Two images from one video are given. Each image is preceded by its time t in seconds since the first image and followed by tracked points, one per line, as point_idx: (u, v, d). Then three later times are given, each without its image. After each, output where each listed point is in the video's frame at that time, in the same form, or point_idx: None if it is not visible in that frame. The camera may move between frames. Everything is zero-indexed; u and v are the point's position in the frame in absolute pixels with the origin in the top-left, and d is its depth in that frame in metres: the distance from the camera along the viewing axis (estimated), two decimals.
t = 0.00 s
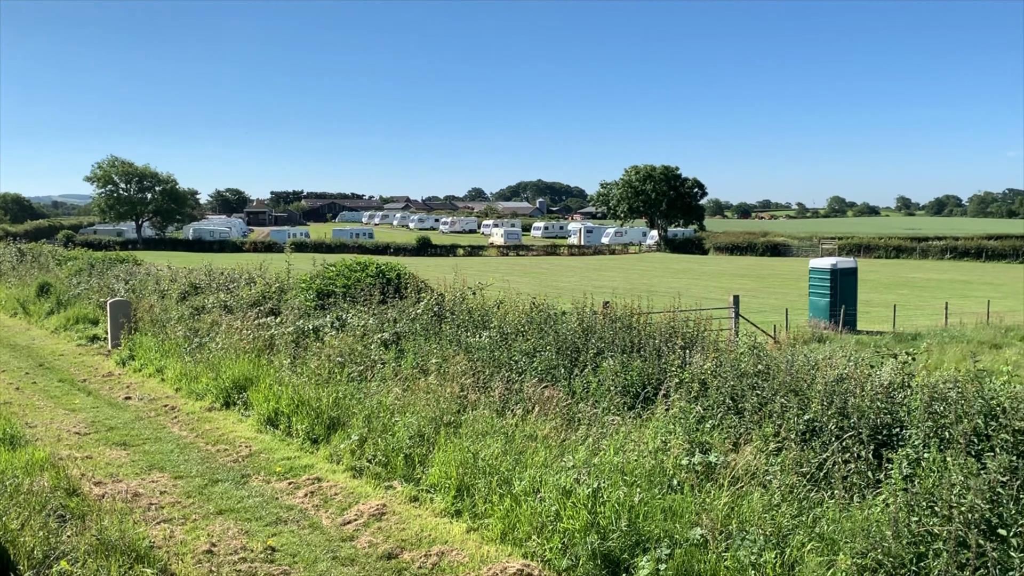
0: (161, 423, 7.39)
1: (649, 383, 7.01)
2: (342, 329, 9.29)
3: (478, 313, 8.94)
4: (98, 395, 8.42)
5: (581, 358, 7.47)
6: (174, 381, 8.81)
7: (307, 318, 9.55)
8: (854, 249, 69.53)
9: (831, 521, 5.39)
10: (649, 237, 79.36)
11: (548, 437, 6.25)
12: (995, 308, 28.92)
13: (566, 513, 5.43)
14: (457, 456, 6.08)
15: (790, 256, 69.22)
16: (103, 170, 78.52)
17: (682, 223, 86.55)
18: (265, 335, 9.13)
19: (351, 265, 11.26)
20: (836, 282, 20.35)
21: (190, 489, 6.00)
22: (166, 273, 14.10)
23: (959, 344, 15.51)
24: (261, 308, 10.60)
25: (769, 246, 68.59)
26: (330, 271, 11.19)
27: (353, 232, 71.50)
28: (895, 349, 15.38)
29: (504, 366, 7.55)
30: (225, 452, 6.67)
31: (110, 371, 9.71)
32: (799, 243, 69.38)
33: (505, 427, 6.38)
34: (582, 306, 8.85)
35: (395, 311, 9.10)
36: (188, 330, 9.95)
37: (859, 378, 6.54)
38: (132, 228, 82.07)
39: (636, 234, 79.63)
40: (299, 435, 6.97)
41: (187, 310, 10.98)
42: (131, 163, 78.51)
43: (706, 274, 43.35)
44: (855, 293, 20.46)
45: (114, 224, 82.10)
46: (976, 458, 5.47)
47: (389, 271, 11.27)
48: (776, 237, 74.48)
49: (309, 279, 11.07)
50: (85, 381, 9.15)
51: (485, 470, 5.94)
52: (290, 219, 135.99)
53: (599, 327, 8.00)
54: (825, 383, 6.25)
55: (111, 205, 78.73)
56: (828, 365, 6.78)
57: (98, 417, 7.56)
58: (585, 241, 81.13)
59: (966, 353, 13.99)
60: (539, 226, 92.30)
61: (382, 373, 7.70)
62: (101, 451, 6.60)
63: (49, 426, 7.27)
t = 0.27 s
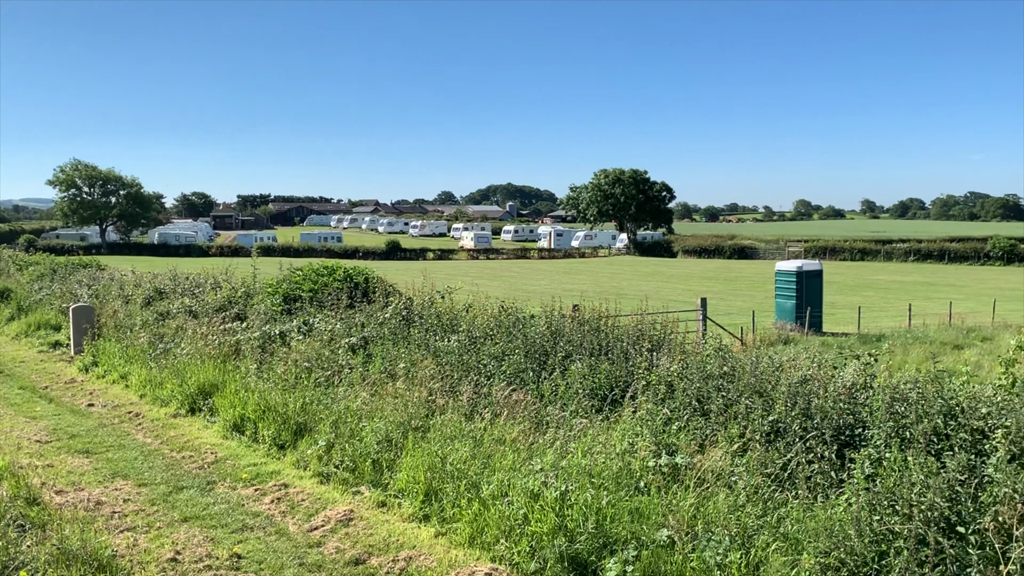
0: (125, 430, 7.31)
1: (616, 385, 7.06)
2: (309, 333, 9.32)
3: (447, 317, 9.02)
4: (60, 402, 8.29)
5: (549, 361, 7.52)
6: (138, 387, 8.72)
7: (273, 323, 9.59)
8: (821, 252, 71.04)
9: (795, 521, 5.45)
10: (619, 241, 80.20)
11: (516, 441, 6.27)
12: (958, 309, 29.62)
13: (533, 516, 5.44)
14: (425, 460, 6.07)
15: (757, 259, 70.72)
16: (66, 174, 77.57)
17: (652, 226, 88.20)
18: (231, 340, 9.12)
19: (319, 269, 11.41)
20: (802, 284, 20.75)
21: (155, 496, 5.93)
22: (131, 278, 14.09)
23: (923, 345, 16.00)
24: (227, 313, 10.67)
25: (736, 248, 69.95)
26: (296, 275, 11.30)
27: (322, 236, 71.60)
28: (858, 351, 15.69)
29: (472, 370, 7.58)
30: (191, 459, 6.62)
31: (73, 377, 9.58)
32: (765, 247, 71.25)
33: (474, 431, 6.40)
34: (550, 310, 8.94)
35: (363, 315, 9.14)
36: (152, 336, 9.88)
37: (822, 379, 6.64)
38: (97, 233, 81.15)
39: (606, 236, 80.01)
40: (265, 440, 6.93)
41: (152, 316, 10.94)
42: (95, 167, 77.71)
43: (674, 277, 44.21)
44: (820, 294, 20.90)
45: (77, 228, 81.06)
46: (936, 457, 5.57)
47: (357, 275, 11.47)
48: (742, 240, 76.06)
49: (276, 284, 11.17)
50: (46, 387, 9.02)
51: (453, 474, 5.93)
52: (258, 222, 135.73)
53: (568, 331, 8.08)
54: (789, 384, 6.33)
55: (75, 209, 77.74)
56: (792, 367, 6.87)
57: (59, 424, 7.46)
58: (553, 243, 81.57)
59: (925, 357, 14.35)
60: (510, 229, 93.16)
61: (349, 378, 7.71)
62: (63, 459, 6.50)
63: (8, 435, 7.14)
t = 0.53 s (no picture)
0: (82, 438, 7.20)
1: (580, 389, 7.13)
2: (270, 338, 9.43)
3: (411, 322, 9.10)
4: (15, 410, 8.14)
5: (513, 365, 7.57)
6: (96, 393, 8.62)
7: (234, 328, 9.65)
8: (783, 255, 73.08)
9: (755, 521, 5.52)
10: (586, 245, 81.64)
11: (480, 445, 6.29)
12: (916, 310, 30.52)
13: (496, 520, 5.45)
14: (389, 465, 6.06)
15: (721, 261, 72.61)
16: (23, 177, 76.50)
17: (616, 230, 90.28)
18: (192, 345, 9.15)
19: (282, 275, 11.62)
20: (763, 287, 21.19)
21: (112, 505, 5.85)
22: (88, 283, 14.03)
23: (880, 345, 16.58)
24: (187, 319, 10.67)
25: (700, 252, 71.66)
26: (258, 280, 11.49)
27: (284, 239, 71.34)
28: (817, 353, 16.05)
29: (436, 374, 7.62)
30: (150, 466, 6.53)
31: (28, 385, 9.44)
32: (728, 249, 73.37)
33: (437, 435, 6.41)
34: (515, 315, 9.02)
35: (326, 321, 9.29)
36: (111, 342, 9.81)
37: (781, 381, 6.75)
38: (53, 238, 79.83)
39: (571, 241, 82.08)
40: (226, 447, 6.87)
41: (110, 321, 10.89)
42: (51, 170, 76.60)
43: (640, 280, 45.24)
44: (780, 297, 21.41)
45: (33, 233, 79.74)
46: (892, 456, 5.67)
47: (319, 280, 11.75)
48: (706, 242, 78.00)
49: (237, 288, 11.32)
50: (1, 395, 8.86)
51: (416, 479, 5.93)
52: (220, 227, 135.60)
53: (533, 335, 8.16)
54: (749, 385, 6.40)
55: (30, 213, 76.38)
56: (752, 368, 6.97)
57: (13, 433, 7.32)
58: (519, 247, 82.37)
59: (879, 359, 14.74)
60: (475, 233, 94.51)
61: (311, 384, 7.72)
62: (17, 468, 6.39)
63: None
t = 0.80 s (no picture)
0: (33, 446, 7.06)
1: (540, 392, 7.16)
2: (228, 343, 9.41)
3: (370, 326, 9.13)
4: None
5: (474, 368, 7.57)
6: (48, 401, 8.50)
7: (191, 333, 9.61)
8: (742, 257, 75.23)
9: (713, 520, 5.58)
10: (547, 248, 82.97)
11: (439, 449, 6.30)
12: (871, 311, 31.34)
13: (456, 524, 5.44)
14: (348, 470, 6.04)
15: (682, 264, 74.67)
16: None
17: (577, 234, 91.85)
18: (147, 351, 9.10)
19: (241, 279, 11.84)
20: (723, 289, 21.53)
21: (65, 514, 5.74)
22: (41, 288, 13.93)
23: (835, 346, 16.82)
24: (142, 324, 10.65)
25: (660, 255, 73.87)
26: (214, 284, 11.59)
27: (244, 243, 70.99)
28: (772, 354, 16.43)
29: (396, 378, 7.63)
30: (104, 475, 6.43)
31: None
32: (688, 252, 75.40)
33: (397, 440, 6.40)
34: (477, 318, 9.04)
35: (284, 325, 9.32)
36: (64, 348, 9.74)
37: (739, 382, 6.83)
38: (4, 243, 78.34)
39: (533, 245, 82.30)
40: (183, 454, 6.79)
41: (63, 327, 10.84)
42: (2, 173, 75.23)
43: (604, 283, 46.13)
44: (739, 299, 21.85)
45: None
46: (846, 455, 5.77)
47: (278, 284, 12.04)
48: (667, 245, 79.91)
49: (193, 293, 11.38)
50: None
51: (376, 485, 5.91)
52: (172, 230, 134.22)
53: (495, 339, 8.19)
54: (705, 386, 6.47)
55: None
56: (710, 369, 7.05)
57: None
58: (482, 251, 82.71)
59: (833, 361, 15.06)
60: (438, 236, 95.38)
61: (269, 389, 7.70)
62: None
63: None
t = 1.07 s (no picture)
0: None
1: (499, 395, 7.20)
2: (182, 347, 9.37)
3: (328, 330, 9.18)
4: None
5: (433, 372, 7.59)
6: None
7: (144, 338, 9.57)
8: (698, 259, 77.79)
9: (669, 520, 5.64)
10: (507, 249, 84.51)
11: (397, 453, 6.31)
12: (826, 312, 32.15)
13: (413, 528, 5.43)
14: (305, 476, 6.01)
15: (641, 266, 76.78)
16: None
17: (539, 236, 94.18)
18: (99, 357, 9.04)
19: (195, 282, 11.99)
20: (681, 291, 21.87)
21: (13, 523, 5.62)
22: None
23: (791, 347, 17.12)
24: (95, 328, 10.65)
25: (620, 256, 76.51)
26: (169, 287, 11.72)
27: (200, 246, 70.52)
28: (728, 353, 16.84)
29: (354, 383, 7.64)
30: (54, 483, 6.31)
31: None
32: (647, 254, 77.59)
33: (355, 444, 6.40)
34: (437, 321, 9.06)
35: (239, 330, 9.35)
36: (15, 354, 9.72)
37: (694, 382, 6.91)
38: None
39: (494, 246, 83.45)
40: (136, 461, 6.70)
41: (13, 332, 10.80)
42: None
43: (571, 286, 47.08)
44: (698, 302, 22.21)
45: None
46: (798, 454, 5.87)
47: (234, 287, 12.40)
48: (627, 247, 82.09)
49: (147, 296, 11.48)
50: None
51: (333, 490, 5.89)
52: (128, 233, 132.93)
53: (454, 342, 8.23)
54: (661, 387, 6.56)
55: None
56: (666, 370, 7.14)
57: None
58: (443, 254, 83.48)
59: (787, 362, 15.36)
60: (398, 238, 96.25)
61: (224, 395, 7.68)
62: None
63: None
